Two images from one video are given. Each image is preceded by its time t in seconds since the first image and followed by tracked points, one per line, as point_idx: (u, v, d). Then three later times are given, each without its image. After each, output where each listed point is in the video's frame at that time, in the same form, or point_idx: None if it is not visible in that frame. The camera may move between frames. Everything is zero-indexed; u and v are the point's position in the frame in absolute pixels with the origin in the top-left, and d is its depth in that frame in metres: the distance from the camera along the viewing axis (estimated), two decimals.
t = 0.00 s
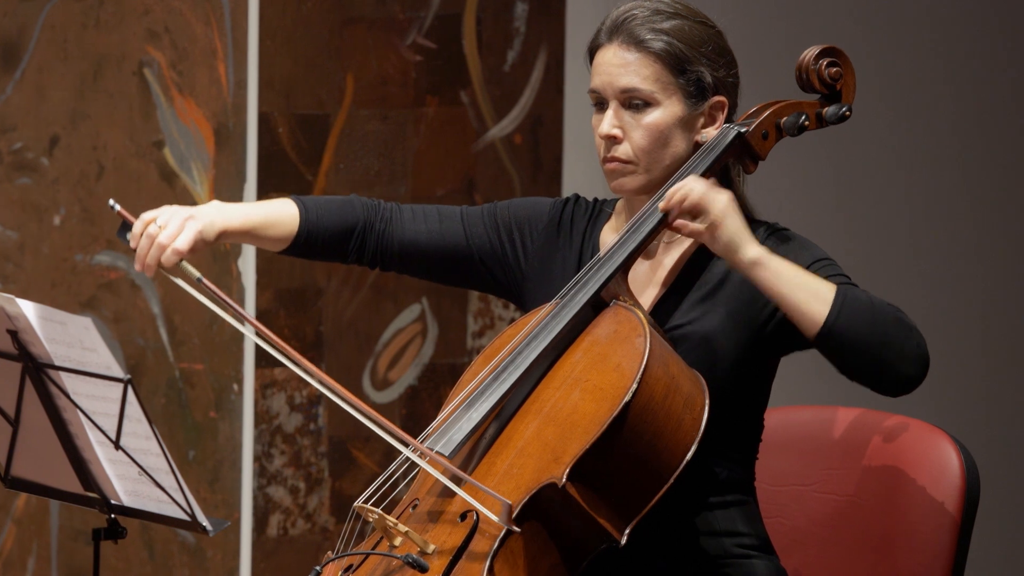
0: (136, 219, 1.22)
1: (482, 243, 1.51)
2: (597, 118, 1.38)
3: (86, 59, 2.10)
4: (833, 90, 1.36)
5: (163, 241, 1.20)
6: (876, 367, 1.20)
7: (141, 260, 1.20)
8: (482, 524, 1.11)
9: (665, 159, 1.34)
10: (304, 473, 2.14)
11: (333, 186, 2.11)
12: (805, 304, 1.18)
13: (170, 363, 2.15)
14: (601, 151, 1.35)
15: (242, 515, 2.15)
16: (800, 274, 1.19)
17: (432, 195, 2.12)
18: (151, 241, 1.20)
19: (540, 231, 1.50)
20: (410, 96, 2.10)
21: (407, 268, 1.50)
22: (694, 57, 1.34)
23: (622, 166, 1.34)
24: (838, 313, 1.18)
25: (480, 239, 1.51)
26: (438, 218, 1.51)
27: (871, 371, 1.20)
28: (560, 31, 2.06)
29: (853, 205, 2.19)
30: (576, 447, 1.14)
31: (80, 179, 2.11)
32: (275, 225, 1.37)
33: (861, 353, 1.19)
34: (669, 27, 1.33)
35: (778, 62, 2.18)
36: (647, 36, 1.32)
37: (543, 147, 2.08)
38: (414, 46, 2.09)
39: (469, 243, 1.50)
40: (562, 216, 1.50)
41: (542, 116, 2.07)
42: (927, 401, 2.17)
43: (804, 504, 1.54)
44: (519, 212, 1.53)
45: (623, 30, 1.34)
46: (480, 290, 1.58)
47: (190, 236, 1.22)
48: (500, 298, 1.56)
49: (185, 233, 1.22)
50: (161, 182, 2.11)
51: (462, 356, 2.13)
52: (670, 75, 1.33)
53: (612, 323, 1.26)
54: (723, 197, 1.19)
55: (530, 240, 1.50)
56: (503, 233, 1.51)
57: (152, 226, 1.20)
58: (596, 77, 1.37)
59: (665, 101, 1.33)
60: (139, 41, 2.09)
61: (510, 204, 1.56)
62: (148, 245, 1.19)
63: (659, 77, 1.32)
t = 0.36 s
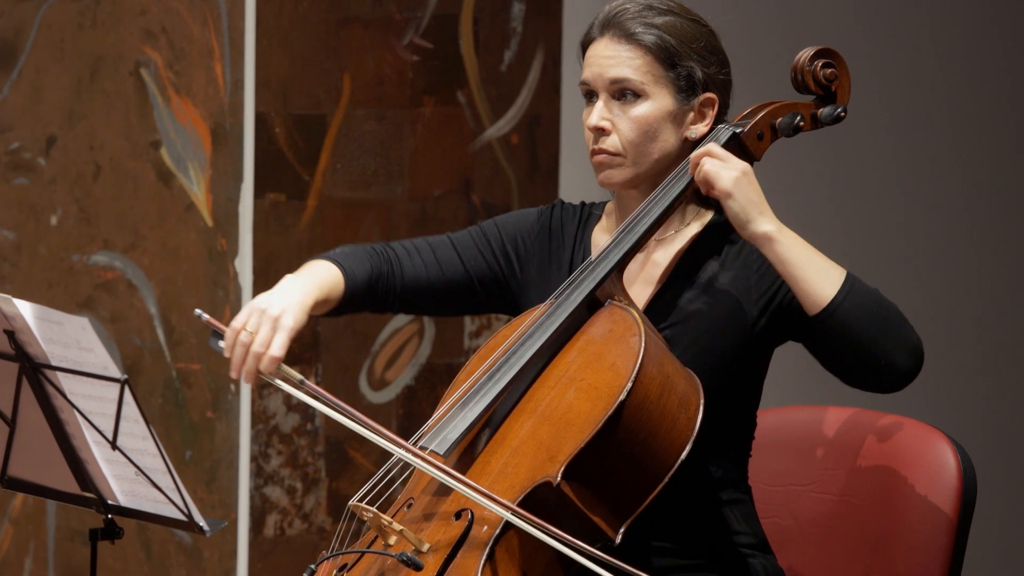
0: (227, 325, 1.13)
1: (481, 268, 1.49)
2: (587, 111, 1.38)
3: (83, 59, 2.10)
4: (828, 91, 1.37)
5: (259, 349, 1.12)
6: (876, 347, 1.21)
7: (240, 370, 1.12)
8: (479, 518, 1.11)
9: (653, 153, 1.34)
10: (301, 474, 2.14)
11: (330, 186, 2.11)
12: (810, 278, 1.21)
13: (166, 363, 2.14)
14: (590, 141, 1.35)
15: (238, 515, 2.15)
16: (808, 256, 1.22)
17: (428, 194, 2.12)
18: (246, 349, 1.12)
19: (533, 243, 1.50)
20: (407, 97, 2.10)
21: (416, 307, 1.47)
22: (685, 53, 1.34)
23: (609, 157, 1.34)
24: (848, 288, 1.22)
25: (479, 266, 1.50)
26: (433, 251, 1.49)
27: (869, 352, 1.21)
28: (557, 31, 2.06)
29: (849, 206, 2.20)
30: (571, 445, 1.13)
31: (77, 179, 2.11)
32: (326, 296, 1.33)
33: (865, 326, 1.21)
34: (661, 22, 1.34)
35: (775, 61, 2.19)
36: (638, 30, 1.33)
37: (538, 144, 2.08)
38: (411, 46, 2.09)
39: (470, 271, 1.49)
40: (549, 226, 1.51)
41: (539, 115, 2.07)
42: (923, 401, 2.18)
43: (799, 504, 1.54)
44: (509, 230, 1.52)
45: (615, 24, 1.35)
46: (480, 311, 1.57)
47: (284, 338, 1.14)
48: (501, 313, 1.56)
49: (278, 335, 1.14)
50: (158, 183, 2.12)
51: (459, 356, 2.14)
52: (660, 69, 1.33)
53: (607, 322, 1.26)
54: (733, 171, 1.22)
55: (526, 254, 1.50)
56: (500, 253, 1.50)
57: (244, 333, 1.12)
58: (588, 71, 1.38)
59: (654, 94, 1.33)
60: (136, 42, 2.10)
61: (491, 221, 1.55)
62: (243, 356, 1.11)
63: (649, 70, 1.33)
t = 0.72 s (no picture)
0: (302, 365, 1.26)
1: (483, 310, 1.52)
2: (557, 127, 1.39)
3: (79, 59, 2.08)
4: (818, 92, 1.37)
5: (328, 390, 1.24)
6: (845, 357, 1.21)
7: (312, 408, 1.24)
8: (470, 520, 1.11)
9: (626, 163, 1.35)
10: (298, 474, 2.16)
11: (327, 186, 2.12)
12: (781, 293, 1.20)
13: (163, 363, 2.14)
14: (563, 159, 1.36)
15: (235, 515, 2.15)
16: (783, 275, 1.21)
17: (424, 194, 2.15)
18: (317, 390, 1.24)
19: (522, 270, 1.54)
20: (403, 97, 2.12)
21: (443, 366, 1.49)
22: (647, 60, 1.34)
23: (584, 173, 1.35)
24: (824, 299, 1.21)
25: (482, 309, 1.52)
26: (434, 309, 1.50)
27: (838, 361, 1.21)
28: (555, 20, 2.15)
29: (844, 206, 2.20)
30: (563, 442, 1.14)
31: (74, 179, 2.09)
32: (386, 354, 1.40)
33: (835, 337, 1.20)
34: (620, 33, 1.34)
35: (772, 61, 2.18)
36: (599, 43, 1.33)
37: (535, 143, 2.16)
38: (407, 46, 2.11)
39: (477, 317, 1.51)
40: (527, 245, 1.55)
41: (536, 115, 2.15)
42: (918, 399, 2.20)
43: (794, 504, 1.54)
44: (491, 267, 1.55)
45: (575, 39, 1.35)
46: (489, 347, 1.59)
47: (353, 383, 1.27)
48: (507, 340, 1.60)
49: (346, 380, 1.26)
50: (154, 183, 2.11)
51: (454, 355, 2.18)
52: (623, 79, 1.33)
53: (598, 322, 1.26)
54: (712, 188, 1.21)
55: (518, 281, 1.54)
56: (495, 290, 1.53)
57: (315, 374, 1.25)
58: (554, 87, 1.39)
59: (621, 106, 1.33)
60: (133, 41, 2.09)
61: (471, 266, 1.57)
62: (314, 395, 1.24)
63: (612, 82, 1.33)
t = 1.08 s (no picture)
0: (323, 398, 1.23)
1: (473, 326, 1.55)
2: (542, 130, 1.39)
3: (74, 59, 2.08)
4: (803, 91, 1.37)
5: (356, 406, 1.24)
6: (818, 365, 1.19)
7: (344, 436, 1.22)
8: (459, 517, 1.11)
9: (610, 168, 1.35)
10: (293, 474, 2.16)
11: (322, 186, 2.12)
12: (748, 303, 1.18)
13: (158, 363, 2.14)
14: (547, 162, 1.37)
15: (230, 515, 2.14)
16: (749, 282, 1.19)
17: (419, 194, 2.16)
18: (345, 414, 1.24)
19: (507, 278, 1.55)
20: (399, 96, 2.13)
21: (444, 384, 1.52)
22: (631, 66, 1.34)
23: (567, 178, 1.36)
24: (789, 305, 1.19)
25: (473, 326, 1.55)
26: (426, 331, 1.53)
27: (811, 370, 1.19)
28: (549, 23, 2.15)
29: (839, 205, 2.21)
30: (549, 439, 1.14)
31: (69, 179, 2.10)
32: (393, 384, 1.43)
33: (805, 345, 1.18)
34: (605, 38, 1.34)
35: (768, 60, 2.18)
36: (583, 49, 1.33)
37: (530, 144, 2.16)
38: (403, 46, 2.11)
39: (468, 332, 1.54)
40: (513, 254, 1.56)
41: (532, 115, 2.16)
42: (910, 398, 2.22)
43: (788, 504, 1.54)
44: (479, 282, 1.56)
45: (559, 45, 1.35)
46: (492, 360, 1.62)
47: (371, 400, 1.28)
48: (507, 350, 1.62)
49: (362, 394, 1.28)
50: (149, 183, 2.11)
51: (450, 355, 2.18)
52: (608, 85, 1.33)
53: (585, 320, 1.26)
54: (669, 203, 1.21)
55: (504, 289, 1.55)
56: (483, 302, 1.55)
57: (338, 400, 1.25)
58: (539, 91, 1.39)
59: (605, 112, 1.34)
60: (128, 41, 2.09)
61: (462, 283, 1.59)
62: (344, 420, 1.22)
63: (597, 88, 1.33)
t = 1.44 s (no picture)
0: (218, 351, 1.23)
1: (466, 289, 1.55)
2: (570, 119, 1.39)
3: (73, 59, 2.09)
4: (813, 94, 1.37)
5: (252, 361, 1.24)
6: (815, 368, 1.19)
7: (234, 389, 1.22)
8: (466, 519, 1.11)
9: (636, 164, 1.35)
10: (291, 473, 2.13)
11: (320, 186, 2.11)
12: (752, 299, 1.19)
13: (156, 363, 2.14)
14: (572, 151, 1.36)
15: (227, 516, 2.15)
16: (754, 279, 1.20)
17: (417, 194, 2.13)
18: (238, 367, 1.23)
19: (517, 258, 1.54)
20: (397, 96, 2.11)
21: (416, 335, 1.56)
22: (667, 64, 1.34)
23: (590, 169, 1.36)
24: (792, 306, 1.19)
25: (469, 293, 1.55)
26: (425, 278, 1.57)
27: (808, 373, 1.19)
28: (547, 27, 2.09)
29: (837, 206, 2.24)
30: (555, 444, 1.13)
31: (67, 179, 2.11)
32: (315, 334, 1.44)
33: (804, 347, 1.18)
34: (644, 33, 1.34)
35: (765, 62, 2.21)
36: (621, 42, 1.33)
37: (528, 143, 2.11)
38: (401, 46, 2.10)
39: (459, 296, 1.55)
40: (533, 237, 1.54)
41: (528, 116, 2.10)
42: (904, 398, 2.24)
43: (789, 504, 1.54)
44: (495, 249, 1.56)
45: (598, 35, 1.34)
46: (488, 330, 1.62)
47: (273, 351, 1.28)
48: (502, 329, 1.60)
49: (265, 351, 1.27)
50: (147, 183, 2.11)
51: (449, 356, 2.15)
52: (642, 80, 1.34)
53: (592, 323, 1.26)
54: (676, 195, 1.23)
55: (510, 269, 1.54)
56: (486, 272, 1.55)
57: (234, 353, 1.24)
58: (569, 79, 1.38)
59: (637, 106, 1.34)
60: (126, 42, 2.09)
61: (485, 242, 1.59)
62: (241, 374, 1.22)
63: (631, 81, 1.33)
